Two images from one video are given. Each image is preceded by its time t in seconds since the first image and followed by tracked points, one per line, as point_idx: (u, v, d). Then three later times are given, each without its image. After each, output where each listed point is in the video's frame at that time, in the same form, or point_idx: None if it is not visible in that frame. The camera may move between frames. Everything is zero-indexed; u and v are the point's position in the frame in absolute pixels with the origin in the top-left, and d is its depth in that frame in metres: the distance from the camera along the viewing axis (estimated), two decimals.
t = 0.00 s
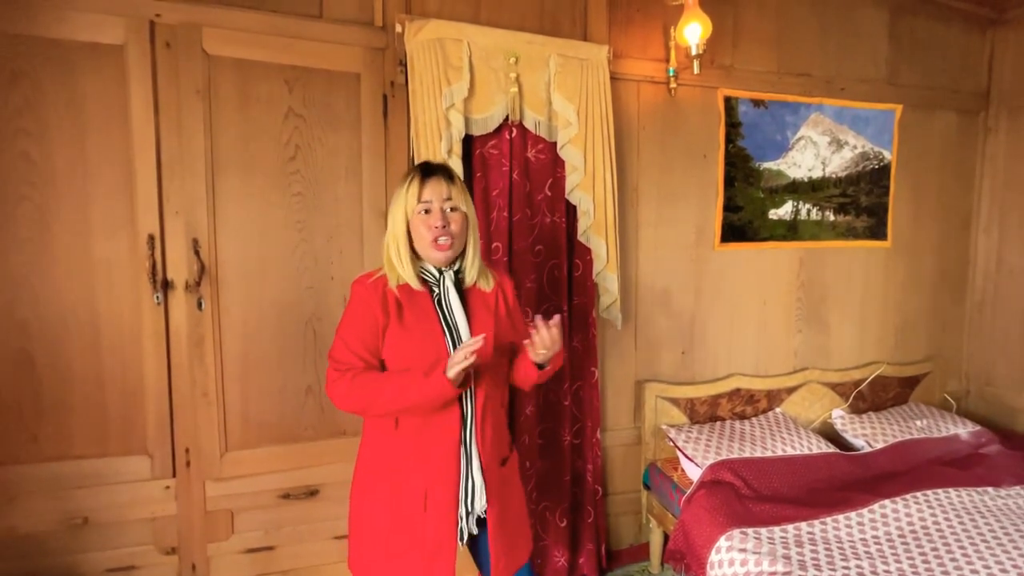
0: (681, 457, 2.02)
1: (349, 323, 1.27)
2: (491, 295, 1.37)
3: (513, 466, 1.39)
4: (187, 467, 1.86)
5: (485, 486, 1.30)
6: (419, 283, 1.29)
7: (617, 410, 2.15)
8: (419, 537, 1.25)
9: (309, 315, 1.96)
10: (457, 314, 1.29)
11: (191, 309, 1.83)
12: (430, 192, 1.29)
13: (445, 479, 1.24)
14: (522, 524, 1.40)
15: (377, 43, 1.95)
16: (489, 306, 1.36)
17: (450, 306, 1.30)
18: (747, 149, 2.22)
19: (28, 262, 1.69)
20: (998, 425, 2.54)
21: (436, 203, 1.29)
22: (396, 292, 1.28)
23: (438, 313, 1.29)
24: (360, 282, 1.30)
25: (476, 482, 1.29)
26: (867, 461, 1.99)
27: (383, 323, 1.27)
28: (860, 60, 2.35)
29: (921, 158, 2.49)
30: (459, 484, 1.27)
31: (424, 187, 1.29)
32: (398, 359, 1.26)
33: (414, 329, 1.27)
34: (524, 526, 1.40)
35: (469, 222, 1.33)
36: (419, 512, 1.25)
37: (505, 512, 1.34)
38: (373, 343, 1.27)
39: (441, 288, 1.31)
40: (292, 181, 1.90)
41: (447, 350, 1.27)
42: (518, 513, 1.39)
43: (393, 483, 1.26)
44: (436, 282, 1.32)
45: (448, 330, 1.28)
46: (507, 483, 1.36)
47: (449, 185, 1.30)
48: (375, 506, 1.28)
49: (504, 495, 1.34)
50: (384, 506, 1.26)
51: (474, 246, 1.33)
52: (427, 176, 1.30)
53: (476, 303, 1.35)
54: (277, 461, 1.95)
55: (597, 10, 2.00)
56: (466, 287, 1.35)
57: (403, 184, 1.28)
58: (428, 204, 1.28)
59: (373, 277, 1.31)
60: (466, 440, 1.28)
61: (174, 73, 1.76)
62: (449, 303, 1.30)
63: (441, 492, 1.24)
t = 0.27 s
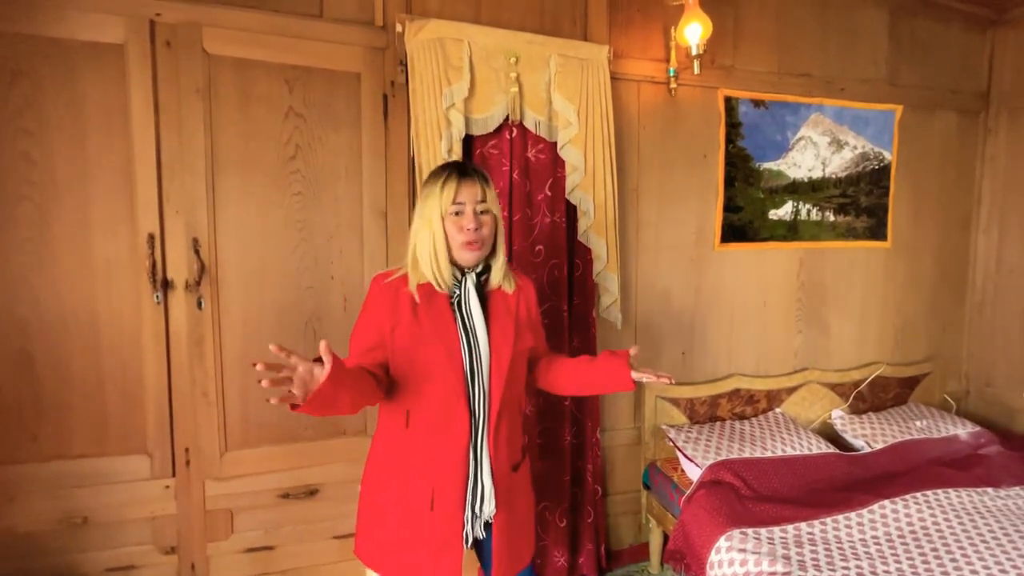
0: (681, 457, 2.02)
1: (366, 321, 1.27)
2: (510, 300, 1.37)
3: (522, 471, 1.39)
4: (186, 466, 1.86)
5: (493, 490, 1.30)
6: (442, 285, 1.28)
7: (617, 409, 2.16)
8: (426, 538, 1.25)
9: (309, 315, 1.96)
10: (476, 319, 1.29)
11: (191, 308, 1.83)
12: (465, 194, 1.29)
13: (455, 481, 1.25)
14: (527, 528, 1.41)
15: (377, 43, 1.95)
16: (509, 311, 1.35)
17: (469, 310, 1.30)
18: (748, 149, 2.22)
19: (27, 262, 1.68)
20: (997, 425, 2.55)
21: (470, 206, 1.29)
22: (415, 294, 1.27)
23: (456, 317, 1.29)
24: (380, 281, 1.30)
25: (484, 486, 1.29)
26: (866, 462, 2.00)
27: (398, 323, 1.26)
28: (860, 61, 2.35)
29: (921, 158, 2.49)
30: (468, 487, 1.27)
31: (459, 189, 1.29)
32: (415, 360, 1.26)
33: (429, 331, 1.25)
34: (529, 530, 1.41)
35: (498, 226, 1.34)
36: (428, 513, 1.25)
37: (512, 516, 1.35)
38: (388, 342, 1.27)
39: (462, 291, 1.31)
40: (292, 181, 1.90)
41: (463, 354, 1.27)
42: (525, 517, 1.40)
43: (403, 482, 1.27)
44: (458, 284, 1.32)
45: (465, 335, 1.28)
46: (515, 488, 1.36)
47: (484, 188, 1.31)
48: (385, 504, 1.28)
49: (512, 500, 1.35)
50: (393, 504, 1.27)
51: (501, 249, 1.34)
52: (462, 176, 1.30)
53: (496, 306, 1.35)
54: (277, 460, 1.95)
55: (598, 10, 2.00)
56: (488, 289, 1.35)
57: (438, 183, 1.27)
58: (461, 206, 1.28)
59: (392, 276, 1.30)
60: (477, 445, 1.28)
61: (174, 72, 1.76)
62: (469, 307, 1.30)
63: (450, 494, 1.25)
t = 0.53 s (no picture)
0: (681, 457, 2.01)
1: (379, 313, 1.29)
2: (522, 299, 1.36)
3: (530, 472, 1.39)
4: (185, 465, 1.86)
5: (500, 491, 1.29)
6: (453, 282, 1.29)
7: (616, 409, 2.15)
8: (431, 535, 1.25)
9: (309, 313, 1.96)
10: (487, 318, 1.29)
11: (190, 307, 1.83)
12: (471, 194, 1.29)
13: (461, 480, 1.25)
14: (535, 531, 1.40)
15: (377, 41, 1.94)
16: (520, 311, 1.35)
17: (480, 309, 1.30)
18: (748, 149, 2.22)
19: (26, 260, 1.68)
20: (996, 425, 2.55)
21: (476, 206, 1.29)
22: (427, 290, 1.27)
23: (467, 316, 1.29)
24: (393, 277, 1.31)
25: (492, 485, 1.30)
26: (865, 462, 2.00)
27: (410, 319, 1.27)
28: (860, 61, 2.35)
29: (921, 159, 2.49)
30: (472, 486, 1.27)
31: (466, 189, 1.29)
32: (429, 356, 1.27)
33: (438, 329, 1.26)
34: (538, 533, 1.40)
35: (507, 227, 1.33)
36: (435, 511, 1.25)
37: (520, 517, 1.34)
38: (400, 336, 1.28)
39: (472, 289, 1.31)
40: (292, 179, 1.90)
41: (473, 353, 1.27)
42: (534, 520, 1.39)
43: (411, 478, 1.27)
44: (469, 283, 1.32)
45: (476, 335, 1.28)
46: (524, 488, 1.35)
47: (492, 189, 1.30)
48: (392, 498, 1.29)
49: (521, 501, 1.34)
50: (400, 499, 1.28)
51: (512, 249, 1.33)
52: (471, 176, 1.30)
53: (507, 307, 1.34)
54: (276, 459, 1.95)
55: (598, 9, 2.00)
56: (500, 291, 1.34)
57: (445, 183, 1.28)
58: (467, 205, 1.29)
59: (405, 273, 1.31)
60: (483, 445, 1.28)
61: (174, 71, 1.76)
62: (479, 305, 1.30)
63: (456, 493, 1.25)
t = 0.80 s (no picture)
0: (680, 455, 2.01)
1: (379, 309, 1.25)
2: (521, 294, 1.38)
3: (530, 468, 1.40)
4: (184, 463, 1.86)
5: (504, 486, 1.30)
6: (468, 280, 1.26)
7: (616, 408, 2.15)
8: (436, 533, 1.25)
9: (308, 312, 1.95)
10: (490, 311, 1.29)
11: (188, 305, 1.82)
12: (501, 197, 1.26)
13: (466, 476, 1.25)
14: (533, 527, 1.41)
15: (377, 39, 1.94)
16: (519, 305, 1.36)
17: (483, 303, 1.29)
18: (747, 148, 2.22)
19: (24, 257, 1.68)
20: (994, 425, 2.55)
21: (503, 210, 1.27)
22: (432, 287, 1.26)
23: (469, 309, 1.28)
24: (394, 275, 1.27)
25: (497, 480, 1.30)
26: (864, 462, 2.00)
27: (412, 316, 1.24)
28: (860, 60, 2.35)
29: (920, 158, 2.49)
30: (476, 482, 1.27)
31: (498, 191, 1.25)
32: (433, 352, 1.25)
33: (443, 323, 1.25)
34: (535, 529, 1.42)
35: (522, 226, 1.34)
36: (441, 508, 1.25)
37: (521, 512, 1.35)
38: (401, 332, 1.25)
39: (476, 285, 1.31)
40: (291, 177, 1.89)
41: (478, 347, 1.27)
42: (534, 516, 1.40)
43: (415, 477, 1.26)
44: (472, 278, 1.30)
45: (481, 328, 1.28)
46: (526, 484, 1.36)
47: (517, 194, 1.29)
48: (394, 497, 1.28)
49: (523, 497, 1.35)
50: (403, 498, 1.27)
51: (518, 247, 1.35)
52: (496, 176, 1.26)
53: (508, 300, 1.35)
54: (275, 457, 1.94)
55: (598, 7, 2.00)
56: (504, 283, 1.36)
57: (480, 183, 1.22)
58: (495, 208, 1.25)
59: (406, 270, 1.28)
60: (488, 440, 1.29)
61: (173, 68, 1.76)
62: (482, 300, 1.30)
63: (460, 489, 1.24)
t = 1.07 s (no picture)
0: (678, 455, 2.02)
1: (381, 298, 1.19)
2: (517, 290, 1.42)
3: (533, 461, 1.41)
4: (181, 461, 1.86)
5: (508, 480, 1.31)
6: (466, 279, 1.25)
7: (614, 407, 2.16)
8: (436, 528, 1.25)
9: (306, 310, 1.95)
10: (490, 305, 1.32)
11: (186, 303, 1.82)
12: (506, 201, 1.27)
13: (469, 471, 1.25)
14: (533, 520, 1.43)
15: (376, 37, 1.94)
16: (516, 301, 1.40)
17: (482, 299, 1.32)
18: (746, 148, 2.23)
19: (21, 254, 1.67)
20: (990, 424, 2.56)
21: (503, 214, 1.28)
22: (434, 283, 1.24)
23: (469, 304, 1.30)
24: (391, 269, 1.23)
25: (501, 472, 1.32)
26: (861, 461, 2.00)
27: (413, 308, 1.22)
28: (858, 60, 2.36)
29: (918, 159, 2.50)
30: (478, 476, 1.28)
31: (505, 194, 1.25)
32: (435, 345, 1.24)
33: (446, 317, 1.25)
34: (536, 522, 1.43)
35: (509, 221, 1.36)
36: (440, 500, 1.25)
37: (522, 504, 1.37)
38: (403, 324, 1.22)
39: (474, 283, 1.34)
40: (289, 175, 1.89)
41: (480, 341, 1.28)
42: (536, 508, 1.42)
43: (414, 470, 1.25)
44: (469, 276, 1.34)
45: (482, 321, 1.30)
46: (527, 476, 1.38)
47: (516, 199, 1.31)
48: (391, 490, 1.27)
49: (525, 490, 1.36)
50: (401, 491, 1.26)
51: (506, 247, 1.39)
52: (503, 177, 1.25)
53: (507, 296, 1.39)
54: (273, 456, 1.94)
55: (597, 7, 2.00)
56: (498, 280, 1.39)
57: (491, 185, 1.21)
58: (499, 211, 1.26)
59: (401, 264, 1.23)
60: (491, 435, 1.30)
61: (171, 65, 1.75)
62: (481, 297, 1.32)
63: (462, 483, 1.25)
